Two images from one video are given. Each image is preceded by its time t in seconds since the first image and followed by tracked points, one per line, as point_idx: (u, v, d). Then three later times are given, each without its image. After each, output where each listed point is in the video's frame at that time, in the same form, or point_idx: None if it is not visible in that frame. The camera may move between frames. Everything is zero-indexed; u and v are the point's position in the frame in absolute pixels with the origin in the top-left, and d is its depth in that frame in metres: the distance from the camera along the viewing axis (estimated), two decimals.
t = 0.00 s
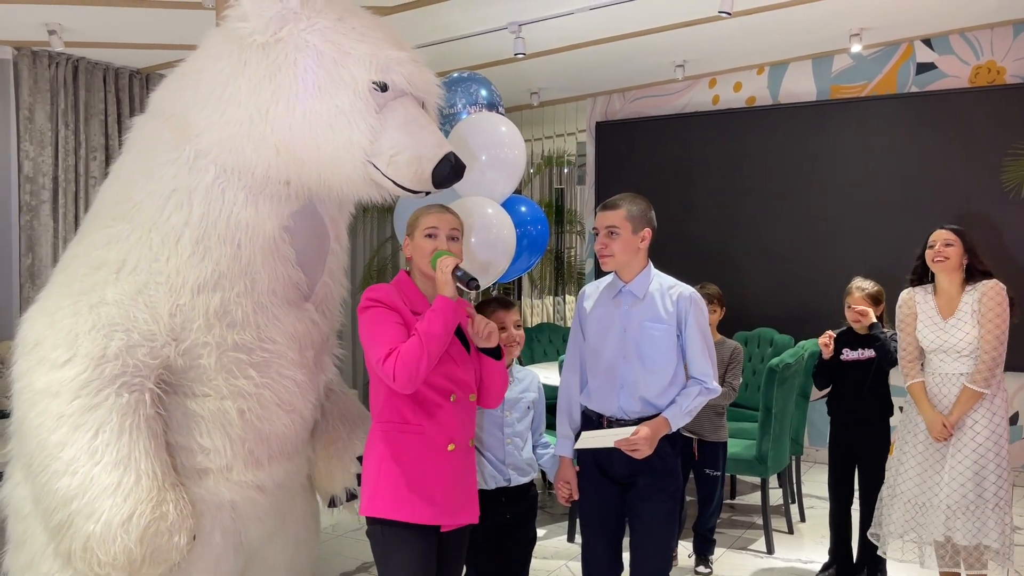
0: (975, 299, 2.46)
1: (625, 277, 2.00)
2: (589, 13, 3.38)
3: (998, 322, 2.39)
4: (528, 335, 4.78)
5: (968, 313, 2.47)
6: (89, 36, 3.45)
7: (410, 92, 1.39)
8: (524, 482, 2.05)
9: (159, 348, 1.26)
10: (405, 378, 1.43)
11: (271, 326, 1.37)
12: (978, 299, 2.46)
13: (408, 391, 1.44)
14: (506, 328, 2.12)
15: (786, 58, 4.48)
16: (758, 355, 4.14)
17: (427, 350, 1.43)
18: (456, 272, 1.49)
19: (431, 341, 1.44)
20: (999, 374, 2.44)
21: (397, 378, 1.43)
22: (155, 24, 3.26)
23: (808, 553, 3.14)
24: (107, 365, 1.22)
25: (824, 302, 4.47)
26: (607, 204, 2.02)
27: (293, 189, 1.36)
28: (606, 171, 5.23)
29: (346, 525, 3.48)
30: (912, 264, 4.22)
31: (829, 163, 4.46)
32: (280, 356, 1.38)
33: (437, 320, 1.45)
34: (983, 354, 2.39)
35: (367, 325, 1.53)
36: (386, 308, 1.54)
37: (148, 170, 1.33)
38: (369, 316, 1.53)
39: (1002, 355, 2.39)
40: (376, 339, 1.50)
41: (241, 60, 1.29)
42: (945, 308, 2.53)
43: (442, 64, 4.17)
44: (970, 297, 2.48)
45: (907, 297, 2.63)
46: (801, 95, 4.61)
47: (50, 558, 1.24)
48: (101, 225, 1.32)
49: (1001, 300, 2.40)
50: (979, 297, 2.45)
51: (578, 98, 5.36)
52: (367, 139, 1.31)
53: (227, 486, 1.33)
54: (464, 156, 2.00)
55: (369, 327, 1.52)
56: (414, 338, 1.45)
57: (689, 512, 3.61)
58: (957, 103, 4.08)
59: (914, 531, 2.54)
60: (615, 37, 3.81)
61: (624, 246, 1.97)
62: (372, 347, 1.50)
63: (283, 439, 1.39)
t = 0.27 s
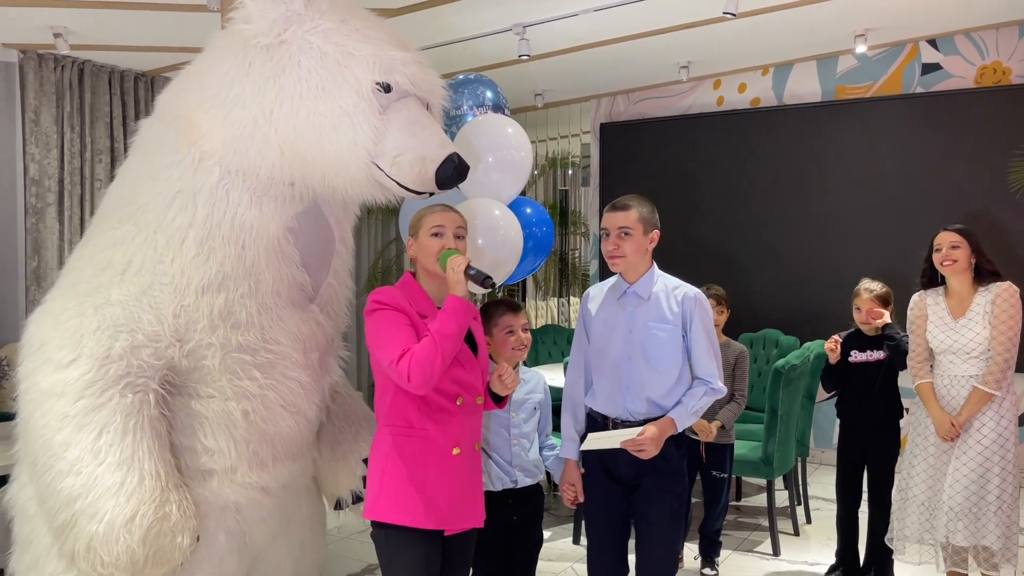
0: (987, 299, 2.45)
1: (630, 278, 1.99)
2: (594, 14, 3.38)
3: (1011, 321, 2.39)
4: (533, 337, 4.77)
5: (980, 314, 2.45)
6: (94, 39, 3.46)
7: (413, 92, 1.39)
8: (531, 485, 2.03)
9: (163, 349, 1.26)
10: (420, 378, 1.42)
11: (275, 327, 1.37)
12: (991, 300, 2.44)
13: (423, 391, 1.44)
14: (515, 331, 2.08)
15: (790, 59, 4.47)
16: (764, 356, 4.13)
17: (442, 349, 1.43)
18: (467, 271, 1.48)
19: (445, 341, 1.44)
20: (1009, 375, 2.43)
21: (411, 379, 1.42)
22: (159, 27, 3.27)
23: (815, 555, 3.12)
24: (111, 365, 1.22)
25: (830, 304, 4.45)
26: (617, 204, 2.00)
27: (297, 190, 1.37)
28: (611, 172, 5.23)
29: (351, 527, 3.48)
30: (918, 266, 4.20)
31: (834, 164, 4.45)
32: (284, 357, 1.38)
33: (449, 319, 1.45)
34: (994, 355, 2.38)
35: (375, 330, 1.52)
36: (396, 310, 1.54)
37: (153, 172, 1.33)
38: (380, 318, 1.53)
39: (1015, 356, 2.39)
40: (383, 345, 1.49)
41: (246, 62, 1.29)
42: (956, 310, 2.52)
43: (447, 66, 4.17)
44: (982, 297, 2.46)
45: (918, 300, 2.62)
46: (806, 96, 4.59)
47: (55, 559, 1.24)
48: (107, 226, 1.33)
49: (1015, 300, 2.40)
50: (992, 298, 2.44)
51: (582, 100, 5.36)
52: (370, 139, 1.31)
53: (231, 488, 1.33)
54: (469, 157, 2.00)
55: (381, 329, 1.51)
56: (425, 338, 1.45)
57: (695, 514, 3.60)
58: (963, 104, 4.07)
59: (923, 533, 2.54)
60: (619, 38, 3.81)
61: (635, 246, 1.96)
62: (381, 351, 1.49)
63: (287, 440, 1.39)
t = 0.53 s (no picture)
0: (1003, 302, 2.44)
1: (635, 279, 1.99)
2: (597, 16, 3.38)
3: None
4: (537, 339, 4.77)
5: (996, 317, 2.45)
6: (98, 43, 3.47)
7: (417, 94, 1.39)
8: (536, 488, 2.04)
9: (168, 352, 1.26)
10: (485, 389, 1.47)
11: (280, 329, 1.37)
12: (1007, 304, 2.43)
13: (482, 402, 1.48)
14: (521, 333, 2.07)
15: (793, 61, 4.47)
16: (768, 358, 4.12)
17: (495, 360, 1.51)
18: (512, 286, 1.54)
19: (494, 352, 1.51)
20: None
21: (476, 391, 1.46)
22: (164, 30, 3.28)
23: (820, 557, 3.11)
24: (116, 368, 1.22)
25: (834, 306, 4.45)
26: (624, 207, 2.00)
27: (302, 193, 1.37)
28: (615, 174, 5.23)
29: (355, 530, 3.47)
30: (923, 267, 4.19)
31: (837, 166, 4.45)
32: (289, 360, 1.38)
33: (491, 329, 1.52)
34: (1008, 360, 2.37)
35: (415, 341, 1.49)
36: (431, 321, 1.53)
37: (158, 175, 1.33)
38: (419, 329, 1.50)
39: None
40: (432, 357, 1.47)
41: (250, 65, 1.29)
42: (972, 312, 2.52)
43: (451, 68, 4.17)
44: (998, 300, 2.46)
45: (934, 302, 2.64)
46: (810, 97, 4.59)
47: (60, 562, 1.24)
48: (112, 229, 1.33)
49: None
50: (1007, 302, 2.42)
51: (586, 101, 5.36)
52: (374, 142, 1.31)
53: (236, 490, 1.32)
54: (474, 160, 2.00)
55: (422, 341, 1.49)
56: (477, 348, 1.50)
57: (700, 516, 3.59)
58: (967, 105, 4.06)
59: (937, 533, 2.58)
60: (624, 40, 3.81)
61: (644, 249, 1.96)
62: (430, 363, 1.47)
63: (292, 443, 1.39)
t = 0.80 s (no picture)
0: (1020, 300, 2.43)
1: (635, 280, 1.98)
2: (597, 18, 3.39)
3: None
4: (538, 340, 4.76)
5: (1012, 313, 2.44)
6: (99, 45, 3.47)
7: (420, 95, 1.38)
8: (538, 490, 2.02)
9: (171, 354, 1.26)
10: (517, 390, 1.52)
11: (283, 331, 1.37)
12: None
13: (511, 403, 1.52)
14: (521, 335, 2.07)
15: (793, 62, 4.47)
16: (769, 359, 4.12)
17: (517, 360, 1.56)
18: (523, 289, 1.62)
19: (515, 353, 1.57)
20: None
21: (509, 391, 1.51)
22: (165, 32, 3.28)
23: (823, 559, 3.11)
24: (119, 371, 1.21)
25: (835, 307, 4.45)
26: (625, 208, 2.00)
27: (304, 194, 1.37)
28: (616, 176, 5.23)
29: (356, 532, 3.47)
30: (924, 268, 4.19)
31: (837, 167, 4.45)
32: (292, 361, 1.37)
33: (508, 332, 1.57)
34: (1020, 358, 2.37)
35: (450, 349, 1.47)
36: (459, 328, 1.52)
37: (160, 177, 1.33)
38: (453, 338, 1.48)
39: None
40: (471, 364, 1.47)
41: (252, 66, 1.29)
42: (988, 308, 2.51)
43: (453, 69, 4.17)
44: (1016, 297, 2.45)
45: (952, 297, 2.64)
46: (810, 98, 4.59)
47: (62, 566, 1.24)
48: (114, 231, 1.33)
49: None
50: None
51: (586, 103, 5.36)
52: (377, 143, 1.31)
53: (239, 493, 1.32)
54: (476, 161, 2.00)
55: (457, 349, 1.47)
56: (502, 352, 1.54)
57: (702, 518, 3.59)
58: (967, 106, 4.07)
59: (954, 532, 2.59)
60: (625, 42, 3.81)
61: (645, 250, 1.96)
62: (468, 370, 1.46)
63: (295, 445, 1.39)
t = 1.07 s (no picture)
0: None
1: (635, 282, 1.98)
2: (595, 19, 3.39)
3: None
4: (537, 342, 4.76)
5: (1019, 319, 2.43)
6: (96, 47, 3.47)
7: (416, 96, 1.38)
8: (535, 493, 2.02)
9: (168, 356, 1.26)
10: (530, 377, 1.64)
11: (280, 333, 1.36)
12: None
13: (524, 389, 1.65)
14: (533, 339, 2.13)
15: (791, 63, 4.47)
16: (768, 360, 4.12)
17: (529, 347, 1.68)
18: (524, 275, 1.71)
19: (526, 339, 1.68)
20: None
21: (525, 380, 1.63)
22: (163, 35, 3.28)
23: (822, 560, 3.10)
24: (115, 373, 1.21)
25: (834, 308, 4.45)
26: (623, 210, 2.01)
27: (301, 196, 1.36)
28: (614, 177, 5.23)
29: (355, 535, 3.47)
30: (922, 269, 4.19)
31: (835, 168, 4.45)
32: (290, 363, 1.37)
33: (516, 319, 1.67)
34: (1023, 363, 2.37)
35: (468, 346, 1.55)
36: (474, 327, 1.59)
37: (156, 179, 1.33)
38: (469, 337, 1.55)
39: None
40: (490, 359, 1.56)
41: (248, 67, 1.29)
42: (996, 311, 2.50)
43: (451, 70, 4.17)
44: None
45: (960, 295, 2.63)
46: (808, 99, 4.59)
47: (59, 569, 1.23)
48: (111, 234, 1.33)
49: None
50: None
51: (585, 104, 5.36)
52: (374, 144, 1.30)
53: (236, 496, 1.32)
54: (475, 162, 2.01)
55: (474, 346, 1.55)
56: (512, 340, 1.65)
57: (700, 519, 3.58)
58: (965, 107, 4.07)
59: (954, 536, 2.57)
60: (623, 43, 3.81)
61: (644, 251, 1.96)
62: (488, 364, 1.56)
63: (292, 447, 1.39)
